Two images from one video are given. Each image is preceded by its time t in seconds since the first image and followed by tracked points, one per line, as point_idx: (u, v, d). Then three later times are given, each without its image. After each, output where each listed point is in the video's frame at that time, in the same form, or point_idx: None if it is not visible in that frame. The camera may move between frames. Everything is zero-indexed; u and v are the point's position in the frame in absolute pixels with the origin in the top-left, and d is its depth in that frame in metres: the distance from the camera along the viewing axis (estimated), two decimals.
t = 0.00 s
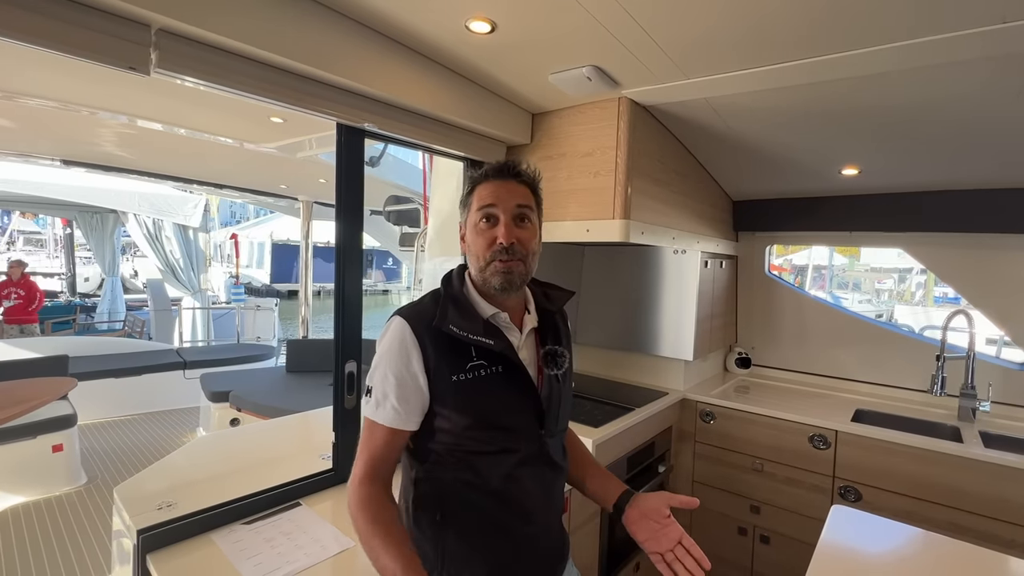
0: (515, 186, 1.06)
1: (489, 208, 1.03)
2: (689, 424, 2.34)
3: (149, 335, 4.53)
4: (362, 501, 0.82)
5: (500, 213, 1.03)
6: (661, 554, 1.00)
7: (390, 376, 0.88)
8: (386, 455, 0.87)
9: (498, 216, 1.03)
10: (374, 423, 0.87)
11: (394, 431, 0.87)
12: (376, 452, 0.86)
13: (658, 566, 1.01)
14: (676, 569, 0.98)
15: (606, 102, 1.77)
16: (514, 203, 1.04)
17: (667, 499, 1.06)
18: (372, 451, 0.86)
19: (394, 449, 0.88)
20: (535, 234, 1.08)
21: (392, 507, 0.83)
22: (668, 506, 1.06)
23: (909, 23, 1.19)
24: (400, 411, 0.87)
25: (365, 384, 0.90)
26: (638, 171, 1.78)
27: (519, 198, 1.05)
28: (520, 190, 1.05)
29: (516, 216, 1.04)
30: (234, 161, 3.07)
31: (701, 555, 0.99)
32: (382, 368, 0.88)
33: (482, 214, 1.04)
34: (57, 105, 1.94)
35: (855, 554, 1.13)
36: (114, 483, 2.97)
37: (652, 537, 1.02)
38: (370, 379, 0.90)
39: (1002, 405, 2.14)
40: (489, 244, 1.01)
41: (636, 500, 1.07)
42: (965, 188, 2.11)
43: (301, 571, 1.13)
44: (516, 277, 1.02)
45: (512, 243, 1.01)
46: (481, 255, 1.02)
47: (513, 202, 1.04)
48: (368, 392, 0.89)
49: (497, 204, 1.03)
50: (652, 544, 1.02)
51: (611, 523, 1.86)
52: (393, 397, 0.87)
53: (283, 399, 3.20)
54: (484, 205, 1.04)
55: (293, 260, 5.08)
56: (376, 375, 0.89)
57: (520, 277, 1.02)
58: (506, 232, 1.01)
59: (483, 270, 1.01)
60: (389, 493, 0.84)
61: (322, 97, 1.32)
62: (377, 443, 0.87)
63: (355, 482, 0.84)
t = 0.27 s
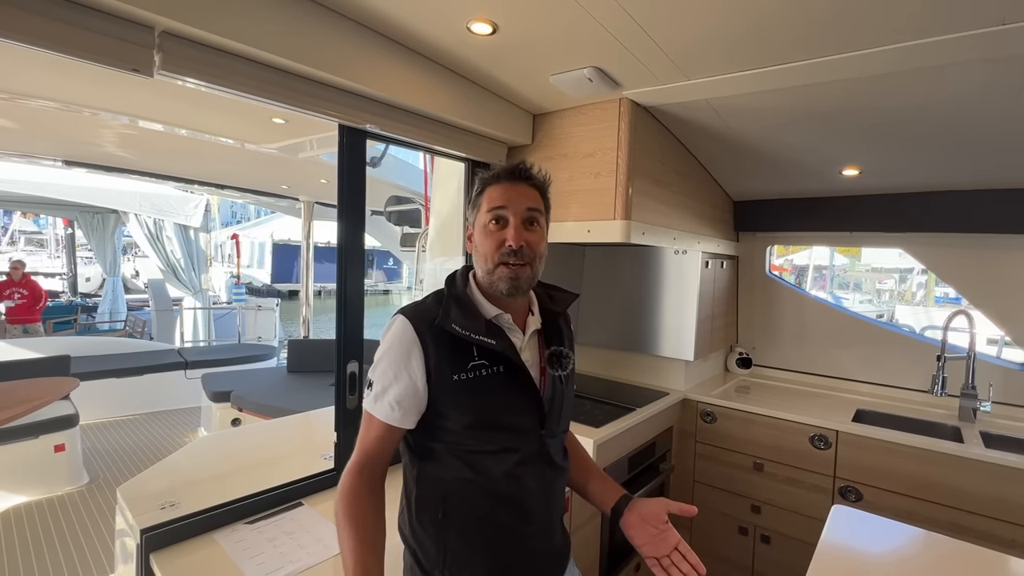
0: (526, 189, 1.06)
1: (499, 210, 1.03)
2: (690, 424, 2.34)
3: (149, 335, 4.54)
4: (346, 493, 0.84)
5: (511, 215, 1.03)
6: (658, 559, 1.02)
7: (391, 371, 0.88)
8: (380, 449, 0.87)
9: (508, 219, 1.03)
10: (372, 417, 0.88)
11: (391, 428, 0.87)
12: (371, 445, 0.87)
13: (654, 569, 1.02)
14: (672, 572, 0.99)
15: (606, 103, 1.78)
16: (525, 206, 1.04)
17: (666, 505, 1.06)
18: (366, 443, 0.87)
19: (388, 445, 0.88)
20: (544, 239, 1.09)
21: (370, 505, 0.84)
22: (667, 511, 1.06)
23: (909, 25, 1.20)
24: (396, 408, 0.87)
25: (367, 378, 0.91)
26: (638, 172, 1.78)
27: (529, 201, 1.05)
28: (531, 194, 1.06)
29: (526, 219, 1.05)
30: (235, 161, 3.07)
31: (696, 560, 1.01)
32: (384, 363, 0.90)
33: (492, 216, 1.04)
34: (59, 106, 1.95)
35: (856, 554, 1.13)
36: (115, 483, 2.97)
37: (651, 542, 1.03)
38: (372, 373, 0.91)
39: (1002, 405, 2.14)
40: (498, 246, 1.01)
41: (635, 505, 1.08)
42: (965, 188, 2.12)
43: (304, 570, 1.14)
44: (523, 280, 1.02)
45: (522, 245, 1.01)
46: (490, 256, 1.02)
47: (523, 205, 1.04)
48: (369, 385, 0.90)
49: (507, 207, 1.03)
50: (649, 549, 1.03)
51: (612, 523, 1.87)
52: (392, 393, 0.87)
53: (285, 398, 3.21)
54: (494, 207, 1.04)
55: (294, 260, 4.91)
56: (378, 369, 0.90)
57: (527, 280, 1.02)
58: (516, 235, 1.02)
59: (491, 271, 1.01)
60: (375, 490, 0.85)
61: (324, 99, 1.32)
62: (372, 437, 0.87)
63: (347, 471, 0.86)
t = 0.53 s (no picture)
0: (531, 192, 1.06)
1: (506, 213, 1.03)
2: (690, 424, 2.34)
3: (149, 336, 4.64)
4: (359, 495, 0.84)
5: (517, 218, 1.03)
6: (660, 557, 1.02)
7: (391, 375, 0.89)
8: (389, 451, 0.88)
9: (514, 221, 1.03)
10: (374, 421, 0.88)
11: (394, 432, 0.88)
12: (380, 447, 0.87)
13: (657, 568, 1.02)
14: (675, 570, 0.99)
15: (607, 104, 1.78)
16: (531, 209, 1.05)
17: (668, 503, 1.06)
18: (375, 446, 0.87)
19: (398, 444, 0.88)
20: (547, 241, 1.09)
21: (384, 506, 0.84)
22: (669, 509, 1.06)
23: (910, 25, 1.20)
24: (399, 412, 0.87)
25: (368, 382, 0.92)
26: (639, 172, 1.78)
27: (534, 204, 1.05)
28: (535, 196, 1.06)
29: (532, 222, 1.05)
30: (236, 161, 3.06)
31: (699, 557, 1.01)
32: (385, 367, 0.90)
33: (498, 218, 1.03)
34: (60, 106, 1.94)
35: (856, 554, 1.13)
36: (116, 483, 2.97)
37: (653, 539, 1.03)
38: (373, 378, 0.91)
39: (1003, 405, 2.14)
40: (504, 249, 1.01)
41: (636, 503, 1.08)
42: (967, 188, 2.11)
43: (305, 570, 1.14)
44: (528, 283, 1.03)
45: (528, 249, 1.02)
46: (495, 259, 1.01)
47: (529, 208, 1.04)
48: (370, 390, 0.91)
49: (514, 209, 1.03)
50: (652, 547, 1.03)
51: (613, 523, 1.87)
52: (393, 397, 0.88)
53: (285, 398, 3.21)
54: (501, 209, 1.03)
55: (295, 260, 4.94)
56: (378, 373, 0.90)
57: (532, 282, 1.03)
58: (523, 238, 1.02)
59: (497, 274, 1.01)
60: (387, 489, 0.86)
61: (325, 99, 1.32)
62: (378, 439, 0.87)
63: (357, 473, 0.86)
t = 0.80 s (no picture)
0: (534, 193, 1.06)
1: (509, 214, 1.03)
2: (691, 424, 2.34)
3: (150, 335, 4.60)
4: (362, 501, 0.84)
5: (521, 219, 1.03)
6: (661, 556, 1.02)
7: (392, 378, 0.88)
8: (391, 457, 0.87)
9: (518, 222, 1.03)
10: (375, 424, 0.87)
11: (396, 434, 0.87)
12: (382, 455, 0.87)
13: (657, 567, 1.02)
14: (675, 570, 0.99)
15: (608, 104, 1.78)
16: (534, 210, 1.05)
17: (670, 502, 1.06)
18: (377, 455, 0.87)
19: (400, 448, 0.88)
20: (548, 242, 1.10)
21: (388, 509, 0.84)
22: (670, 509, 1.06)
23: (911, 25, 1.20)
24: (400, 414, 0.86)
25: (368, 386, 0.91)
26: (639, 172, 1.78)
27: (537, 205, 1.06)
28: (538, 197, 1.06)
29: (535, 223, 1.05)
30: (237, 161, 3.06)
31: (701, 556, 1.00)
32: (385, 369, 0.89)
33: (502, 219, 1.03)
34: (61, 107, 1.95)
35: (858, 554, 1.13)
36: (117, 483, 2.98)
37: (654, 539, 1.03)
38: (373, 381, 0.90)
39: (1004, 405, 2.14)
40: (508, 250, 1.01)
41: (637, 503, 1.07)
42: (968, 189, 2.11)
43: (306, 571, 1.14)
44: (531, 284, 1.03)
45: (532, 250, 1.02)
46: (498, 260, 1.01)
47: (533, 209, 1.04)
48: (371, 393, 0.90)
49: (518, 211, 1.03)
50: (652, 546, 1.03)
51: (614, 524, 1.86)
52: (394, 399, 0.87)
53: (286, 399, 3.21)
54: (505, 210, 1.03)
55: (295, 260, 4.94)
56: (378, 376, 0.90)
57: (535, 283, 1.03)
58: (527, 239, 1.02)
59: (500, 275, 1.01)
60: (389, 493, 0.85)
61: (326, 100, 1.32)
62: (380, 445, 0.87)
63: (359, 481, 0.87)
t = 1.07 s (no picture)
0: (533, 192, 1.06)
1: (510, 213, 1.03)
2: (691, 424, 2.34)
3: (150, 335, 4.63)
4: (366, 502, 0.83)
5: (521, 218, 1.03)
6: (637, 569, 1.03)
7: (391, 377, 0.88)
8: (390, 454, 0.87)
9: (518, 222, 1.03)
10: (374, 423, 0.87)
11: (396, 433, 0.87)
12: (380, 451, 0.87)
13: None
14: None
15: (608, 104, 1.78)
16: (534, 210, 1.05)
17: (654, 518, 1.05)
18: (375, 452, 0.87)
19: (399, 446, 0.88)
20: (548, 241, 1.10)
21: (395, 507, 0.84)
22: (653, 523, 1.05)
23: (912, 25, 1.20)
24: (399, 413, 0.86)
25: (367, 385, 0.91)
26: (640, 172, 1.78)
27: (537, 204, 1.06)
28: (538, 196, 1.06)
29: (535, 222, 1.05)
30: (238, 161, 3.06)
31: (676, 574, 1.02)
32: (384, 369, 0.89)
33: (502, 219, 1.03)
34: (61, 106, 1.95)
35: (857, 554, 1.13)
36: (117, 482, 2.98)
37: (633, 551, 1.04)
38: (372, 380, 0.90)
39: (1004, 406, 2.13)
40: (509, 249, 1.01)
41: (621, 513, 1.08)
42: (968, 189, 2.11)
43: (306, 570, 1.14)
44: (531, 283, 1.03)
45: (533, 249, 1.02)
46: (498, 259, 1.01)
47: (533, 209, 1.05)
48: (370, 392, 0.90)
49: (518, 210, 1.03)
50: (630, 558, 1.04)
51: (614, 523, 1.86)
52: (393, 398, 0.87)
53: (287, 399, 3.22)
54: (505, 209, 1.03)
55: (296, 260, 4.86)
56: (378, 376, 0.89)
57: (535, 283, 1.03)
58: (528, 238, 1.02)
59: (500, 274, 1.01)
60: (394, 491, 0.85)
61: (326, 99, 1.33)
62: (379, 444, 0.87)
63: (358, 484, 0.86)
